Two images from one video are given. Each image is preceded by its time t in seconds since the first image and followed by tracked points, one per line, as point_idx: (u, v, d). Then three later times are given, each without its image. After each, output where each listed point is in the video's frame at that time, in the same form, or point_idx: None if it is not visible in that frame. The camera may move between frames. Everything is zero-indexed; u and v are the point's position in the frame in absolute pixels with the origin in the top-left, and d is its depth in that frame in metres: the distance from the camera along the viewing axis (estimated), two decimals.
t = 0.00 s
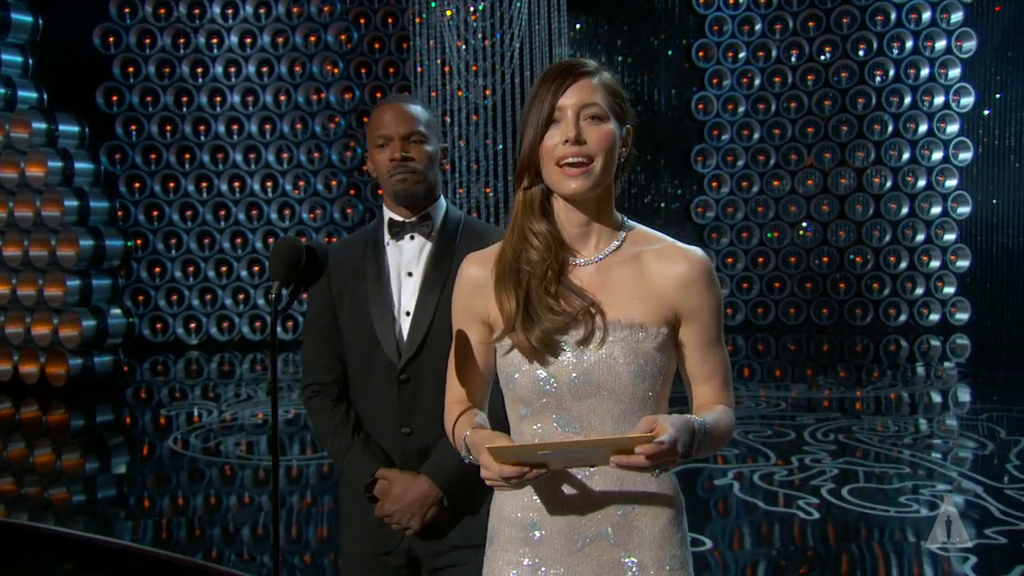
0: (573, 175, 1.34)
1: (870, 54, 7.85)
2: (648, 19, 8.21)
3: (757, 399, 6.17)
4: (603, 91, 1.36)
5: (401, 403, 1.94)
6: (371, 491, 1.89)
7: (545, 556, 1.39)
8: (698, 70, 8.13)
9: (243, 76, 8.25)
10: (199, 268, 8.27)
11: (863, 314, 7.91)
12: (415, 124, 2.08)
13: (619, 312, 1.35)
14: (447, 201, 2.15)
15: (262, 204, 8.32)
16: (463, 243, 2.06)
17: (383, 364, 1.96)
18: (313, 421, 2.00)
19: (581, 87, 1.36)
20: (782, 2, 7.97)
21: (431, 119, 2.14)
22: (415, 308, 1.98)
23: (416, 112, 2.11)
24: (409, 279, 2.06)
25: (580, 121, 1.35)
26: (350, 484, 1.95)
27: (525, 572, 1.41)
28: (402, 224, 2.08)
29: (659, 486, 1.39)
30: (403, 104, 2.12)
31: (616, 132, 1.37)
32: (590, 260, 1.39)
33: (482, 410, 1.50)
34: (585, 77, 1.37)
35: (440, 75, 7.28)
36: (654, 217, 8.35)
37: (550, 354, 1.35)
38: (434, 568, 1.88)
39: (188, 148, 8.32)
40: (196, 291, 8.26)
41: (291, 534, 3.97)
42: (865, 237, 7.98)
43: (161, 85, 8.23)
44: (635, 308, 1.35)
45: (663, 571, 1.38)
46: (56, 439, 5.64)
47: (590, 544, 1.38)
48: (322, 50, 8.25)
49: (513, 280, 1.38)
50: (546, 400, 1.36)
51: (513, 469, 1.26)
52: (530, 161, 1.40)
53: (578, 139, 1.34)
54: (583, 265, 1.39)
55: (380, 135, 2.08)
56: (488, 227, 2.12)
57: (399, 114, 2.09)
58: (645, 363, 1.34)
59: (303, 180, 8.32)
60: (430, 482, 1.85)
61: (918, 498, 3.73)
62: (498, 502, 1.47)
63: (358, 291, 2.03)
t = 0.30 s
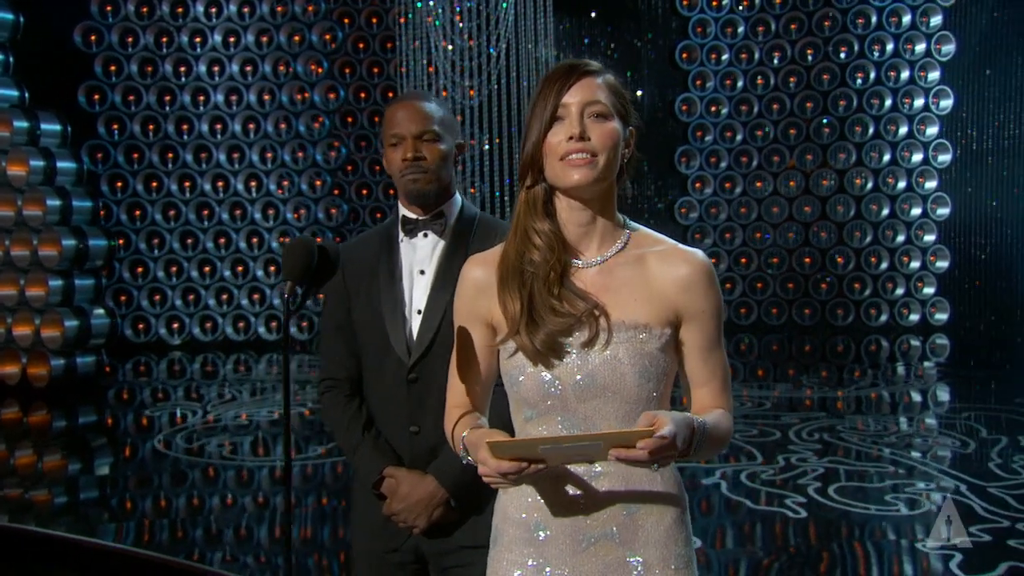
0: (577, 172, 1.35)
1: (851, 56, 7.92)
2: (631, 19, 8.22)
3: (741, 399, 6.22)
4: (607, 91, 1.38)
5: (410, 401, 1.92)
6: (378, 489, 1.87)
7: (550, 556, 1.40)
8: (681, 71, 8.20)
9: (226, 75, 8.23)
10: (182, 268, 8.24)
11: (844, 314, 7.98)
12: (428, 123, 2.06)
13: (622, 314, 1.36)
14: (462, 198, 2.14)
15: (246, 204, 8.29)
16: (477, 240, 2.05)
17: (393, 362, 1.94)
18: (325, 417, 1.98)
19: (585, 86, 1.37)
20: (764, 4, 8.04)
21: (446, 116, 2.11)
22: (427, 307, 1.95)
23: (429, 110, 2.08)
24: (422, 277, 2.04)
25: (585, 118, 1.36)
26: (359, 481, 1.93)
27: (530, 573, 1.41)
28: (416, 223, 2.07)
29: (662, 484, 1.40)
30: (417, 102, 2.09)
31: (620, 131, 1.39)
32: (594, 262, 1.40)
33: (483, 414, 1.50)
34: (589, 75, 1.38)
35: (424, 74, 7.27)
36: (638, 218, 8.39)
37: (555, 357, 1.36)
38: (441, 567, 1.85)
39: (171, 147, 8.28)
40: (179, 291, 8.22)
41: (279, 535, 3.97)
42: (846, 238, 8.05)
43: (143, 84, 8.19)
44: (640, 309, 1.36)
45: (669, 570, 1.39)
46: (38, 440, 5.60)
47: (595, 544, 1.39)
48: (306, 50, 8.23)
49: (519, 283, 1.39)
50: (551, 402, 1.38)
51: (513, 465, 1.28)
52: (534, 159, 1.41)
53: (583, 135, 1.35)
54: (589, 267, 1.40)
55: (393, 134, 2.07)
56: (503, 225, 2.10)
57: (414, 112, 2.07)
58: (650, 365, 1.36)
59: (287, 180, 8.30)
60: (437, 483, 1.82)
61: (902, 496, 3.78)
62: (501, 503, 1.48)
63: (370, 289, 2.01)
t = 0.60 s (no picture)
0: (577, 192, 1.37)
1: (829, 61, 8.02)
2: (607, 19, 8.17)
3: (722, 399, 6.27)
4: (607, 104, 1.38)
5: (418, 405, 1.91)
6: (387, 490, 1.88)
7: (551, 559, 1.42)
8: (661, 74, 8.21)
9: (207, 75, 8.20)
10: (162, 269, 8.19)
11: (822, 315, 8.07)
12: (440, 126, 2.04)
13: (624, 313, 1.39)
14: (475, 200, 2.12)
15: (226, 205, 8.26)
16: (489, 243, 2.02)
17: (402, 365, 1.94)
18: (336, 416, 2.00)
19: (586, 102, 1.37)
20: (744, 8, 8.13)
21: (459, 118, 2.10)
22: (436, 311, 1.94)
23: (442, 112, 2.06)
24: (433, 280, 2.03)
25: (585, 135, 1.36)
26: (368, 481, 1.93)
27: None
28: (428, 225, 2.06)
29: (662, 481, 1.43)
30: (430, 104, 2.07)
31: (620, 145, 1.39)
32: (595, 263, 1.42)
33: (483, 416, 1.51)
34: (590, 91, 1.38)
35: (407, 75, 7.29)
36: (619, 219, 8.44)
37: (555, 353, 1.38)
38: (445, 568, 1.86)
39: (151, 147, 8.23)
40: (159, 292, 8.17)
41: (265, 537, 3.97)
42: (824, 240, 8.13)
43: (123, 84, 8.14)
44: (641, 309, 1.39)
45: (669, 571, 1.41)
46: (17, 442, 5.56)
47: (596, 546, 1.41)
48: (287, 50, 8.22)
49: (516, 282, 1.42)
50: (553, 401, 1.40)
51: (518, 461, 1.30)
52: (534, 171, 1.41)
53: (584, 153, 1.36)
54: (588, 269, 1.42)
55: (404, 137, 2.05)
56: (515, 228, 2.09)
57: (425, 115, 2.05)
58: (650, 362, 1.38)
59: (269, 181, 8.28)
60: (444, 488, 1.82)
61: (886, 495, 3.83)
62: (501, 506, 1.50)
63: (381, 290, 2.01)
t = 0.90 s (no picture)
0: (579, 206, 1.38)
1: (806, 65, 8.11)
2: (586, 22, 8.18)
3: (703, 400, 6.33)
4: (610, 115, 1.39)
5: (425, 407, 1.93)
6: (392, 492, 1.89)
7: (556, 559, 1.44)
8: (641, 77, 8.18)
9: (186, 76, 8.15)
10: (140, 270, 8.14)
11: (798, 317, 8.16)
12: (453, 129, 2.05)
13: (626, 313, 1.41)
14: (486, 204, 2.13)
15: (205, 205, 8.23)
16: (497, 248, 2.03)
17: (410, 367, 1.95)
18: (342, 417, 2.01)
19: (590, 115, 1.38)
20: (723, 13, 8.17)
21: (472, 121, 2.10)
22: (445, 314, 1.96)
23: (455, 116, 2.07)
24: (442, 284, 2.04)
25: (588, 149, 1.37)
26: (373, 482, 1.96)
27: None
28: (438, 229, 2.06)
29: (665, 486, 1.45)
30: (444, 107, 2.08)
31: (622, 156, 1.40)
32: (595, 266, 1.44)
33: (489, 419, 1.52)
34: (594, 103, 1.38)
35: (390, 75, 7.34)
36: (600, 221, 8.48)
37: (556, 352, 1.40)
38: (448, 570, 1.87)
39: (129, 148, 8.17)
40: (136, 293, 8.11)
41: (250, 540, 3.97)
42: (801, 243, 8.21)
43: (100, 84, 8.08)
44: (643, 308, 1.41)
45: (673, 572, 1.43)
46: None
47: (600, 546, 1.43)
48: (268, 51, 8.20)
49: (514, 288, 1.43)
50: (556, 401, 1.41)
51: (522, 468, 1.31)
52: (537, 179, 1.42)
53: (586, 168, 1.37)
54: (589, 271, 1.44)
55: (416, 139, 2.06)
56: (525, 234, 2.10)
57: (438, 118, 2.05)
58: (651, 361, 1.40)
59: (248, 182, 8.25)
60: (450, 490, 1.84)
61: (867, 495, 3.88)
62: (506, 508, 1.51)
63: (391, 293, 2.02)
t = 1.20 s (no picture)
0: (579, 205, 1.39)
1: (782, 68, 8.18)
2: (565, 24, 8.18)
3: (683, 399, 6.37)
4: (606, 113, 1.40)
5: (426, 407, 1.95)
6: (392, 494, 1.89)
7: (556, 557, 1.44)
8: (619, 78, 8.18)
9: (162, 75, 8.09)
10: (115, 271, 8.06)
11: (775, 317, 8.24)
12: (453, 130, 2.08)
13: (626, 314, 1.42)
14: (483, 207, 2.16)
15: (182, 205, 8.17)
16: (496, 252, 2.07)
17: (411, 367, 1.97)
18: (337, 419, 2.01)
19: (586, 114, 1.39)
20: (700, 15, 8.23)
21: (471, 123, 2.14)
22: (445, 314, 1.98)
23: (455, 116, 2.10)
24: (441, 284, 2.06)
25: (585, 149, 1.39)
26: (372, 484, 1.96)
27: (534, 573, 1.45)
28: (437, 229, 2.08)
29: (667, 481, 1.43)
30: (442, 109, 2.12)
31: (620, 154, 1.41)
32: (596, 269, 1.46)
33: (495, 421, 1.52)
34: (589, 102, 1.40)
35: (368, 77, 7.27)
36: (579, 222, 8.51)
37: (556, 354, 1.42)
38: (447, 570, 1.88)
39: (104, 147, 8.09)
40: (112, 294, 8.04)
41: (231, 542, 3.95)
42: (777, 244, 8.29)
43: (75, 82, 7.99)
44: (644, 310, 1.42)
45: (672, 571, 1.42)
46: None
47: (601, 544, 1.42)
48: (245, 51, 8.17)
49: (513, 291, 1.45)
50: (556, 401, 1.42)
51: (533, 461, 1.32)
52: (536, 182, 1.43)
53: (584, 167, 1.38)
54: (589, 272, 1.46)
55: (417, 139, 2.09)
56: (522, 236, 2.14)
57: (439, 118, 2.09)
58: (652, 362, 1.41)
59: (226, 182, 8.22)
60: (452, 490, 1.84)
61: (847, 494, 3.92)
62: (507, 503, 1.51)
63: (388, 293, 2.04)
